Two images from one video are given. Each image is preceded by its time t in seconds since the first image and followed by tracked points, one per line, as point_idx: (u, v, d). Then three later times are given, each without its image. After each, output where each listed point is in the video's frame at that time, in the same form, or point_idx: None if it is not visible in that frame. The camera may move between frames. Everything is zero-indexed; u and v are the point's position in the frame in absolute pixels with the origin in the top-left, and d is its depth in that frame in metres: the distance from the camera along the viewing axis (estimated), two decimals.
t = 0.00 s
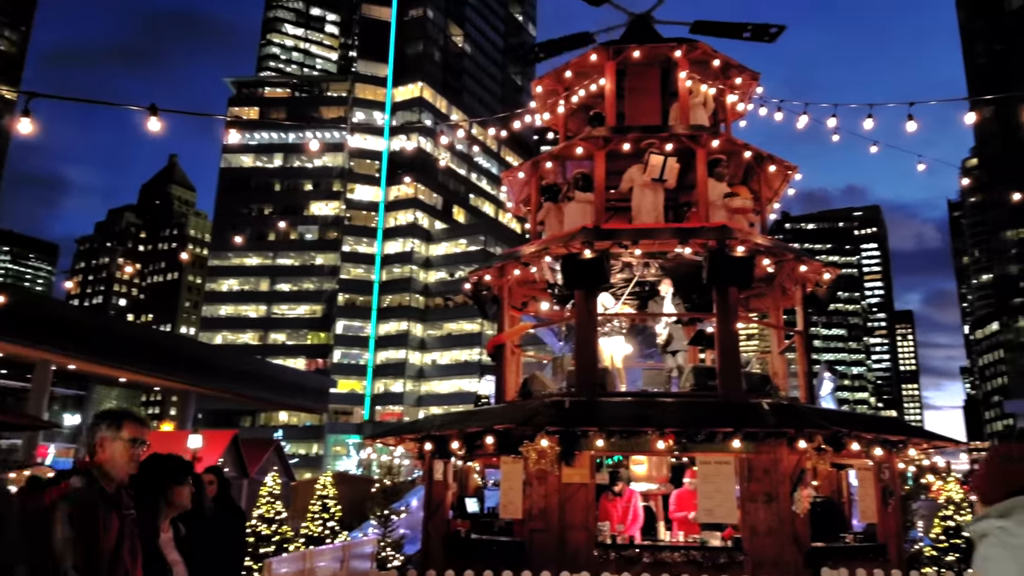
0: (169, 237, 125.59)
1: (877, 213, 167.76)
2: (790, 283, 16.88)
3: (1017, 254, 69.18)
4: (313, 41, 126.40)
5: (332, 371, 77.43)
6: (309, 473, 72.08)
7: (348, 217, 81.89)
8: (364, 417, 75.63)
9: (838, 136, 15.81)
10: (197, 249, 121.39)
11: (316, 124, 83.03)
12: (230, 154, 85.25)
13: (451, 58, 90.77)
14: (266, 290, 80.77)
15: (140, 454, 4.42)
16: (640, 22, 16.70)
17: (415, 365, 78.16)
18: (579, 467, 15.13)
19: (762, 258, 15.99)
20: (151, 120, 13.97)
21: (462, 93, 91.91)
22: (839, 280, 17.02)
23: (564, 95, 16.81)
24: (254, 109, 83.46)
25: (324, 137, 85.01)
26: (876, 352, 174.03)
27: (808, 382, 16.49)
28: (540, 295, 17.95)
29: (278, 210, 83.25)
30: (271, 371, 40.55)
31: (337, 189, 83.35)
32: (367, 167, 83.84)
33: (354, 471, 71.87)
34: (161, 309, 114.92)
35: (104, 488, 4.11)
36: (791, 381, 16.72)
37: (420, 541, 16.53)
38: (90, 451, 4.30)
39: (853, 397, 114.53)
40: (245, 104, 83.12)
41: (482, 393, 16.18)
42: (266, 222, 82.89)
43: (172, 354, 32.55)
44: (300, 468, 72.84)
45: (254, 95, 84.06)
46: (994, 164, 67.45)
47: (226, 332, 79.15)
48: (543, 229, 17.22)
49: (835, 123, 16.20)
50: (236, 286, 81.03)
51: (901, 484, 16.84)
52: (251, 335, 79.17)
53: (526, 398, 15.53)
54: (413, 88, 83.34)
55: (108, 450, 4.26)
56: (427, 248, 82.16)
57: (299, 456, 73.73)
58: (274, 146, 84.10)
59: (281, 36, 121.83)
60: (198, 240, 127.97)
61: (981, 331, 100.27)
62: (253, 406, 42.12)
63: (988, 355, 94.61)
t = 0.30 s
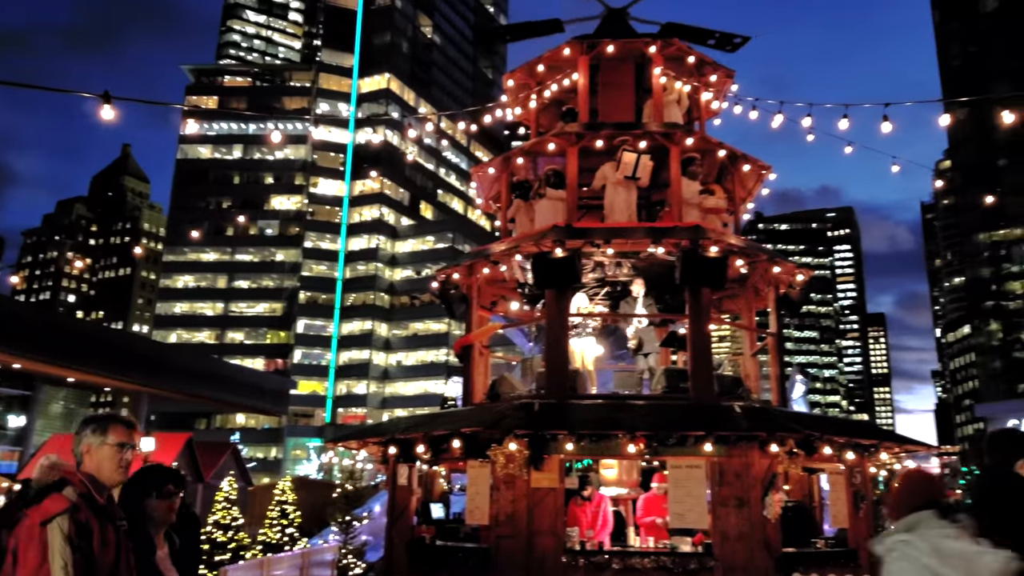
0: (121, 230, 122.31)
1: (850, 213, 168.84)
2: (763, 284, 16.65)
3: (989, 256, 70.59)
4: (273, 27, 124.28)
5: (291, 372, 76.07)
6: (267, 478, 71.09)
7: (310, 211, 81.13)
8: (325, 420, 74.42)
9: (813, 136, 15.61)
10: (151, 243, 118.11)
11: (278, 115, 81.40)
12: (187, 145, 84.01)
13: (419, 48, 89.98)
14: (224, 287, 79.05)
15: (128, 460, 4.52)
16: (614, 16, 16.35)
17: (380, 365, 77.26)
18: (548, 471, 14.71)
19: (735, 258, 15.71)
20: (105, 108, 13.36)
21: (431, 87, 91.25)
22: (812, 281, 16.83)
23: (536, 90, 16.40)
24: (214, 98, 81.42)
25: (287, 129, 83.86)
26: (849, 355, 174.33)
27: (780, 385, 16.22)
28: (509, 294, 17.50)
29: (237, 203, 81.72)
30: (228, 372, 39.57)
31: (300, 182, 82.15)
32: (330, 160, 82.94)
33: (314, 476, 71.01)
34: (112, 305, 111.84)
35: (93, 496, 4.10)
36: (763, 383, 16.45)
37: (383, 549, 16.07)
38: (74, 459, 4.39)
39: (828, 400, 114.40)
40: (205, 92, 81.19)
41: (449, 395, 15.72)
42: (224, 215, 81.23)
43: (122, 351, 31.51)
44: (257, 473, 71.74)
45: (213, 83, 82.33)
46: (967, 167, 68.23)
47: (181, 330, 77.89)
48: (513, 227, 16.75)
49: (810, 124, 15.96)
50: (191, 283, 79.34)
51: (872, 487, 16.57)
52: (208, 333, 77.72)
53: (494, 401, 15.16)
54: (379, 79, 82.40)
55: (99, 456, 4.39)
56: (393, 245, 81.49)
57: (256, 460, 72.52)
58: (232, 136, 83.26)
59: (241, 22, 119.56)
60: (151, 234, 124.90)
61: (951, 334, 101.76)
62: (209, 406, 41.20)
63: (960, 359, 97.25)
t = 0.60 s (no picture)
0: (69, 223, 118.31)
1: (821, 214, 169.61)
2: (734, 286, 16.40)
3: (960, 260, 67.17)
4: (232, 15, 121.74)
5: (247, 373, 74.09)
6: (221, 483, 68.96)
7: (270, 204, 80.35)
8: (282, 423, 73.27)
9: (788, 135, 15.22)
10: (99, 237, 114.22)
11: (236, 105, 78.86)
12: (140, 134, 81.32)
13: (384, 39, 87.75)
14: (178, 283, 76.31)
15: (129, 462, 4.16)
16: (586, 10, 16.01)
17: (340, 366, 76.41)
18: (513, 476, 14.57)
19: (706, 260, 15.42)
20: (54, 96, 12.75)
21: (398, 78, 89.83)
22: (783, 284, 16.63)
23: (505, 84, 15.94)
24: (168, 86, 77.37)
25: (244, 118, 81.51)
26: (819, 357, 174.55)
27: (750, 388, 15.98)
28: (477, 294, 17.05)
29: (192, 195, 79.44)
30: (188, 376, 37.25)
31: (258, 175, 80.41)
32: (291, 152, 82.58)
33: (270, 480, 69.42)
34: (56, 301, 107.93)
35: (82, 499, 3.81)
36: (733, 388, 16.19)
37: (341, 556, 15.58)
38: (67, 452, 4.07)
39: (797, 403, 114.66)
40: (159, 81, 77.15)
41: (412, 398, 15.26)
42: (178, 209, 79.13)
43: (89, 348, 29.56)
44: (210, 478, 69.38)
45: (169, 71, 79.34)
46: (941, 168, 68.75)
47: (132, 328, 75.19)
48: (482, 223, 16.32)
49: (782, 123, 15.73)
50: (143, 278, 76.66)
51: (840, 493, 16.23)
52: (159, 332, 75.10)
53: (460, 404, 14.81)
54: (343, 70, 81.52)
55: (91, 457, 4.00)
56: (355, 242, 80.38)
57: (209, 464, 70.26)
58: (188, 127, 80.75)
59: (199, 10, 116.96)
60: (98, 227, 120.98)
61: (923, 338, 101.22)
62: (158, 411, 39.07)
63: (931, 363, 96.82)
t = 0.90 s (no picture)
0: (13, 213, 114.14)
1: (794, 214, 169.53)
2: (705, 286, 16.06)
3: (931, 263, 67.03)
4: None
5: (199, 373, 72.03)
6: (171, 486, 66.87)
7: (225, 197, 77.87)
8: (235, 425, 71.24)
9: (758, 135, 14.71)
10: (45, 228, 110.31)
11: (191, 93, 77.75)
12: (89, 123, 78.74)
13: (349, 26, 87.34)
14: (126, 278, 74.23)
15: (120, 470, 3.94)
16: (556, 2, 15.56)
17: (297, 366, 74.49)
18: (477, 481, 14.23)
19: (677, 260, 15.08)
20: None
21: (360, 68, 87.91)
22: (755, 285, 16.34)
23: (473, 76, 15.46)
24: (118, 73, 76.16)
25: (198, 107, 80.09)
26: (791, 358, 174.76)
27: (721, 391, 15.65)
28: (441, 292, 16.56)
29: (142, 187, 77.16)
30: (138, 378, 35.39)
31: (212, 166, 78.25)
32: (247, 142, 80.24)
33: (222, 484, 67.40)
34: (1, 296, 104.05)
35: (63, 507, 3.56)
36: (703, 390, 15.88)
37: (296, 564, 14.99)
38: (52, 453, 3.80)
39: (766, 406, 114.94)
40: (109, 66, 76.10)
41: (372, 400, 14.77)
42: (128, 200, 76.60)
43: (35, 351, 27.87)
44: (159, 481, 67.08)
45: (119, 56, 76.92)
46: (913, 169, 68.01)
47: (76, 325, 73.10)
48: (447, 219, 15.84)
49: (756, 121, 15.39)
50: (89, 273, 74.29)
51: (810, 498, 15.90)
52: (106, 330, 73.25)
53: (422, 406, 14.37)
54: (304, 58, 80.04)
55: (88, 467, 3.77)
56: (315, 237, 78.79)
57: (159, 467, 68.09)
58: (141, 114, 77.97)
59: None
60: (45, 218, 116.81)
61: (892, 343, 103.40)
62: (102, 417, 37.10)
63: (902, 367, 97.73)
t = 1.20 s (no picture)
0: None
1: (771, 215, 169.55)
2: (681, 287, 15.65)
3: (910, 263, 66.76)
4: None
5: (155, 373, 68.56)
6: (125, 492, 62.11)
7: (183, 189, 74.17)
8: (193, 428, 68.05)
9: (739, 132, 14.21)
10: None
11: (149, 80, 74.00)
12: (40, 110, 74.31)
13: (316, 13, 84.89)
14: (78, 274, 70.28)
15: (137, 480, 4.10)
16: None
17: (258, 367, 71.70)
18: (447, 487, 13.85)
19: (654, 259, 14.71)
20: None
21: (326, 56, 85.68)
22: (733, 286, 15.95)
23: (445, 67, 14.92)
24: (71, 58, 73.10)
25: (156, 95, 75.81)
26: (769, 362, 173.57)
27: (698, 395, 15.24)
28: (410, 291, 16.04)
29: (96, 178, 72.94)
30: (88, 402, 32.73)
31: (171, 157, 73.99)
32: (208, 133, 76.25)
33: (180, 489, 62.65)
34: None
35: (81, 513, 3.63)
36: (680, 393, 15.47)
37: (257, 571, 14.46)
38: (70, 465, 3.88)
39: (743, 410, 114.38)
40: (60, 51, 72.57)
41: (337, 403, 14.31)
42: (81, 191, 72.69)
43: None
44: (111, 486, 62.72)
45: (72, 41, 73.87)
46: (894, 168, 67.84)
47: (25, 323, 68.89)
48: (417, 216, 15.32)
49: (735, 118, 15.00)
50: (39, 268, 70.47)
51: (789, 505, 15.41)
52: (56, 327, 69.12)
53: (389, 409, 13.89)
54: (268, 45, 76.92)
55: (111, 478, 3.88)
56: (278, 233, 75.77)
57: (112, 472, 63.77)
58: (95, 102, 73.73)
59: None
60: None
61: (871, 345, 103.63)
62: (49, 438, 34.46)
63: (880, 371, 97.02)
